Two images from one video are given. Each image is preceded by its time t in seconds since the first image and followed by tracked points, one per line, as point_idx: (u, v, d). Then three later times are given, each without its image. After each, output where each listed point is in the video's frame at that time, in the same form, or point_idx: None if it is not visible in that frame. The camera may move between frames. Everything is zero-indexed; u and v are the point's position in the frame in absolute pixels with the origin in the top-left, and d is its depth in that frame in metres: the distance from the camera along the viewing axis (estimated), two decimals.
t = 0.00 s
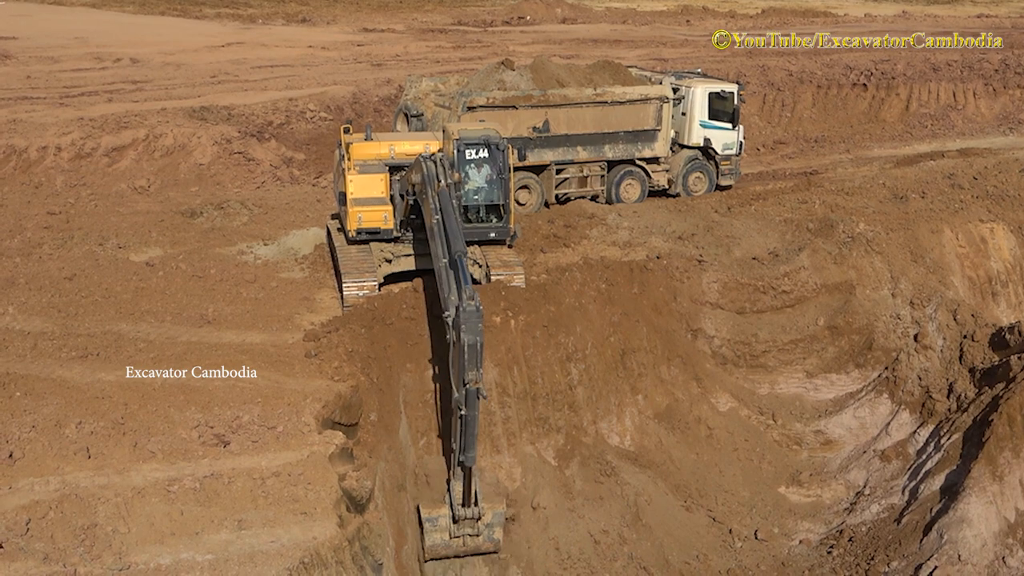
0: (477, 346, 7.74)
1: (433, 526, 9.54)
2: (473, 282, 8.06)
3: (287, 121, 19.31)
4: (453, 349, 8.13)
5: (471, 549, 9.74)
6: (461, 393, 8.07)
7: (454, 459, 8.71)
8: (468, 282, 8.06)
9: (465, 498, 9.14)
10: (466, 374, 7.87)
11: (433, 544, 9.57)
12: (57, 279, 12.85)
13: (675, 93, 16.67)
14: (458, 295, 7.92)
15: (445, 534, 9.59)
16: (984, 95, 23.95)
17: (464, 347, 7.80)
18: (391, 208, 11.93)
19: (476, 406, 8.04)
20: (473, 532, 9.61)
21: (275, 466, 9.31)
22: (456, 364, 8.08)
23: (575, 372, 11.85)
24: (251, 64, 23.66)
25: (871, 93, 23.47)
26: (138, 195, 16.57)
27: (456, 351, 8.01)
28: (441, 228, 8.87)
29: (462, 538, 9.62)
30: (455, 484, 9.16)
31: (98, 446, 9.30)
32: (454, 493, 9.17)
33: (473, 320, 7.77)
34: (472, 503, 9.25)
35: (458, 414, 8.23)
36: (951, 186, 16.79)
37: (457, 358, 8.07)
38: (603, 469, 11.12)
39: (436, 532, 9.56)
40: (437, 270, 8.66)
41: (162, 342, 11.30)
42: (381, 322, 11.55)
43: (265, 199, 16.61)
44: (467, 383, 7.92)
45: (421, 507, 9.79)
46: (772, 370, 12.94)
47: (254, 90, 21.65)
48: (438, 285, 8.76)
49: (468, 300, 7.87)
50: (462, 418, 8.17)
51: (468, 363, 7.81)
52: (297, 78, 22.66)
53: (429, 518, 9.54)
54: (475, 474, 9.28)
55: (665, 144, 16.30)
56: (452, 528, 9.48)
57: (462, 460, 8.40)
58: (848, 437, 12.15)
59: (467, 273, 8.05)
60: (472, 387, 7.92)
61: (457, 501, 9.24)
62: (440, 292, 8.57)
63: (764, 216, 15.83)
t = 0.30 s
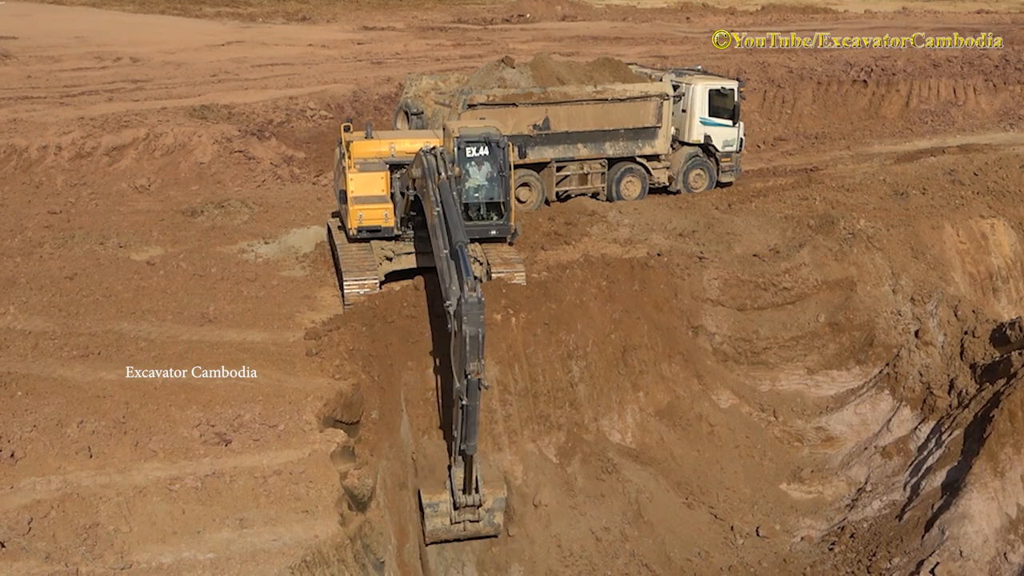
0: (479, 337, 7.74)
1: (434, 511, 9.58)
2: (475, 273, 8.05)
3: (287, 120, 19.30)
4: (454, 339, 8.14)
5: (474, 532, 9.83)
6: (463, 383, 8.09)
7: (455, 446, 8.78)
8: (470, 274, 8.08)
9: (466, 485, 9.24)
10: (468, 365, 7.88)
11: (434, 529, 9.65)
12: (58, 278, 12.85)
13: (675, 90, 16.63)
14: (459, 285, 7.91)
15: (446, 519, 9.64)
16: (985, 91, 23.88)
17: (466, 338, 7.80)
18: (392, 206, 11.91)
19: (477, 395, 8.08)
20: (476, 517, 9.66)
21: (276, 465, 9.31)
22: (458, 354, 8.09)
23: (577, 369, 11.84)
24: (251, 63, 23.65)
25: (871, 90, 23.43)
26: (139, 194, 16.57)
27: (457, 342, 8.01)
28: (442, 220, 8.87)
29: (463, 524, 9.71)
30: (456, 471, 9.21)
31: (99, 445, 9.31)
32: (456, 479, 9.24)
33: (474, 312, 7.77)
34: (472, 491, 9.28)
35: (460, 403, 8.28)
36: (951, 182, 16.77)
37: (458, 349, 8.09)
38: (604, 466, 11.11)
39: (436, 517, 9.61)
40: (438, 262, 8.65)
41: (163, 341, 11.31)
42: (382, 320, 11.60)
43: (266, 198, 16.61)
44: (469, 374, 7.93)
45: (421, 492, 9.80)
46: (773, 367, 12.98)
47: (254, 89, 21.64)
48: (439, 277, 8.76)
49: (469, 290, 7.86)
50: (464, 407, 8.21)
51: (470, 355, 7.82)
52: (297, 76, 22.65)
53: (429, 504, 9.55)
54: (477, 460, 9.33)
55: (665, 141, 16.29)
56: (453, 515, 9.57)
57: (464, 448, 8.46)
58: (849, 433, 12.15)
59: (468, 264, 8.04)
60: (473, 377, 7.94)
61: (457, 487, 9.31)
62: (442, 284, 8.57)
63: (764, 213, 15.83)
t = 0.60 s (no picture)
0: (480, 328, 7.78)
1: (433, 497, 9.60)
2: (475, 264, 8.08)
3: (287, 118, 19.27)
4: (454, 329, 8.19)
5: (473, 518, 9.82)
6: (463, 372, 8.15)
7: (455, 434, 8.86)
8: (470, 265, 8.11)
9: (464, 471, 9.40)
10: (468, 355, 7.93)
11: (433, 514, 9.64)
12: (57, 277, 12.84)
13: (675, 89, 16.62)
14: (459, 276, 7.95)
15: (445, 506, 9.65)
16: (985, 90, 23.86)
17: (466, 329, 7.85)
18: (392, 205, 11.88)
19: (477, 385, 8.13)
20: (475, 504, 9.67)
21: (276, 463, 9.32)
22: (458, 344, 8.14)
23: (576, 368, 11.85)
24: (250, 62, 23.63)
25: (871, 88, 23.42)
26: (139, 193, 16.56)
27: (457, 332, 8.05)
28: (442, 212, 8.91)
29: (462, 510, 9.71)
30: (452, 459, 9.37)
31: (99, 444, 9.31)
32: (454, 466, 9.42)
33: (475, 303, 7.80)
34: (472, 478, 9.46)
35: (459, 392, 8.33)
36: (951, 181, 16.76)
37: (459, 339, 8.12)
38: (604, 465, 11.11)
39: (435, 503, 9.63)
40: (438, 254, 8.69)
41: (162, 340, 11.30)
42: (381, 319, 11.62)
43: (265, 196, 16.60)
44: (470, 364, 7.99)
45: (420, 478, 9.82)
46: (773, 366, 12.97)
47: (253, 87, 21.62)
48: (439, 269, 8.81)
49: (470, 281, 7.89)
50: (464, 396, 8.28)
51: (470, 345, 7.87)
52: (296, 75, 22.63)
53: (428, 490, 9.57)
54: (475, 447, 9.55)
55: (665, 140, 16.29)
56: (453, 501, 9.60)
57: (463, 436, 8.53)
58: (848, 432, 12.16)
59: (468, 256, 8.08)
60: (473, 367, 8.00)
61: (457, 474, 9.46)
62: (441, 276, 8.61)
63: (764, 212, 15.82)
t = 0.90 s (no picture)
0: (479, 321, 7.75)
1: (431, 486, 9.51)
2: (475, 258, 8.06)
3: (286, 120, 19.27)
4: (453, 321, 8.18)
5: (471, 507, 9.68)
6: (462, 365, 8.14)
7: (454, 427, 8.88)
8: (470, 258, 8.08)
9: (463, 461, 9.27)
10: (467, 348, 7.91)
11: (431, 503, 9.53)
12: (56, 278, 12.83)
13: (675, 91, 16.63)
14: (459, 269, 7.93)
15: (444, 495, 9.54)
16: (984, 93, 23.90)
17: (466, 322, 7.83)
18: (391, 206, 11.92)
19: (476, 377, 8.13)
20: (473, 493, 9.54)
21: (275, 465, 9.31)
22: (457, 337, 8.12)
23: (575, 370, 11.86)
24: (250, 63, 23.64)
25: (871, 91, 23.45)
26: (138, 194, 16.57)
27: (457, 324, 8.03)
28: (442, 208, 8.91)
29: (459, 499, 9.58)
30: (450, 448, 9.24)
31: (98, 445, 9.31)
32: (452, 456, 9.27)
33: (474, 296, 7.78)
34: (471, 468, 9.34)
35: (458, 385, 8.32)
36: (950, 184, 16.77)
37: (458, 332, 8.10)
38: (603, 467, 11.10)
39: (433, 491, 9.53)
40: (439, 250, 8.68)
41: (162, 342, 11.29)
42: (380, 321, 11.61)
43: (265, 198, 16.60)
44: (468, 357, 7.97)
45: (418, 469, 9.78)
46: (772, 368, 12.97)
47: (253, 89, 21.63)
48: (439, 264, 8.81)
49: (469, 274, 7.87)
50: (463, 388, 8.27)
51: (469, 338, 7.85)
52: (296, 76, 22.64)
53: (427, 479, 9.48)
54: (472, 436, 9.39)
55: (664, 142, 16.31)
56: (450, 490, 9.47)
57: (462, 428, 8.53)
58: (847, 435, 12.16)
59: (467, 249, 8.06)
60: (472, 360, 7.98)
61: (456, 463, 9.33)
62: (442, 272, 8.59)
63: (763, 214, 15.82)
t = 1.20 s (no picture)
0: (478, 320, 7.79)
1: (428, 481, 9.71)
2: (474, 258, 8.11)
3: (286, 128, 19.29)
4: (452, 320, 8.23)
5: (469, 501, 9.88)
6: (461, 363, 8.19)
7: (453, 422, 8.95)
8: (469, 258, 8.14)
9: (461, 456, 9.36)
10: (466, 347, 7.96)
11: (428, 497, 9.79)
12: (55, 285, 12.83)
13: (674, 100, 16.67)
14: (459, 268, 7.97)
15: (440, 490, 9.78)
16: (982, 103, 23.97)
17: (465, 321, 7.87)
18: (390, 215, 11.95)
19: (474, 375, 8.17)
20: (469, 489, 9.69)
21: (273, 473, 9.30)
22: (456, 335, 8.17)
23: (574, 379, 11.86)
24: (250, 71, 23.69)
25: (869, 101, 23.52)
26: (137, 202, 16.60)
27: (456, 323, 8.07)
28: (441, 209, 8.97)
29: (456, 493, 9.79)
30: (449, 444, 9.35)
31: (96, 452, 9.30)
32: (450, 452, 9.37)
33: (473, 295, 7.82)
34: (468, 464, 9.45)
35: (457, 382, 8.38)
36: (949, 194, 16.80)
37: (457, 330, 8.14)
38: (601, 476, 11.10)
39: (430, 486, 9.75)
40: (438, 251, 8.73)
41: (160, 349, 11.29)
42: (380, 329, 11.60)
43: (264, 206, 16.62)
44: (467, 356, 8.01)
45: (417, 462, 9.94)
46: (770, 378, 12.97)
47: (253, 97, 21.68)
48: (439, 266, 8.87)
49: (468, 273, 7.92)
50: (462, 385, 8.33)
51: (468, 337, 7.89)
52: (296, 84, 22.69)
53: (423, 475, 9.68)
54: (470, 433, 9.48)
55: (664, 151, 16.37)
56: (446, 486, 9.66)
57: (460, 425, 8.59)
58: (846, 445, 12.16)
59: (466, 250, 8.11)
60: (471, 358, 8.02)
61: (452, 459, 9.44)
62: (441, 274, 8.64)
63: (762, 224, 15.84)
